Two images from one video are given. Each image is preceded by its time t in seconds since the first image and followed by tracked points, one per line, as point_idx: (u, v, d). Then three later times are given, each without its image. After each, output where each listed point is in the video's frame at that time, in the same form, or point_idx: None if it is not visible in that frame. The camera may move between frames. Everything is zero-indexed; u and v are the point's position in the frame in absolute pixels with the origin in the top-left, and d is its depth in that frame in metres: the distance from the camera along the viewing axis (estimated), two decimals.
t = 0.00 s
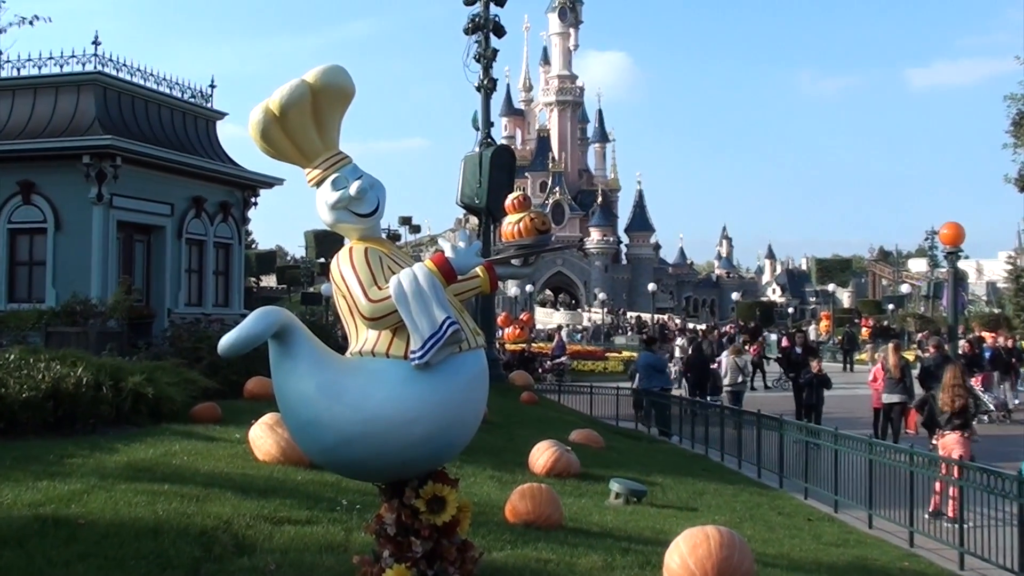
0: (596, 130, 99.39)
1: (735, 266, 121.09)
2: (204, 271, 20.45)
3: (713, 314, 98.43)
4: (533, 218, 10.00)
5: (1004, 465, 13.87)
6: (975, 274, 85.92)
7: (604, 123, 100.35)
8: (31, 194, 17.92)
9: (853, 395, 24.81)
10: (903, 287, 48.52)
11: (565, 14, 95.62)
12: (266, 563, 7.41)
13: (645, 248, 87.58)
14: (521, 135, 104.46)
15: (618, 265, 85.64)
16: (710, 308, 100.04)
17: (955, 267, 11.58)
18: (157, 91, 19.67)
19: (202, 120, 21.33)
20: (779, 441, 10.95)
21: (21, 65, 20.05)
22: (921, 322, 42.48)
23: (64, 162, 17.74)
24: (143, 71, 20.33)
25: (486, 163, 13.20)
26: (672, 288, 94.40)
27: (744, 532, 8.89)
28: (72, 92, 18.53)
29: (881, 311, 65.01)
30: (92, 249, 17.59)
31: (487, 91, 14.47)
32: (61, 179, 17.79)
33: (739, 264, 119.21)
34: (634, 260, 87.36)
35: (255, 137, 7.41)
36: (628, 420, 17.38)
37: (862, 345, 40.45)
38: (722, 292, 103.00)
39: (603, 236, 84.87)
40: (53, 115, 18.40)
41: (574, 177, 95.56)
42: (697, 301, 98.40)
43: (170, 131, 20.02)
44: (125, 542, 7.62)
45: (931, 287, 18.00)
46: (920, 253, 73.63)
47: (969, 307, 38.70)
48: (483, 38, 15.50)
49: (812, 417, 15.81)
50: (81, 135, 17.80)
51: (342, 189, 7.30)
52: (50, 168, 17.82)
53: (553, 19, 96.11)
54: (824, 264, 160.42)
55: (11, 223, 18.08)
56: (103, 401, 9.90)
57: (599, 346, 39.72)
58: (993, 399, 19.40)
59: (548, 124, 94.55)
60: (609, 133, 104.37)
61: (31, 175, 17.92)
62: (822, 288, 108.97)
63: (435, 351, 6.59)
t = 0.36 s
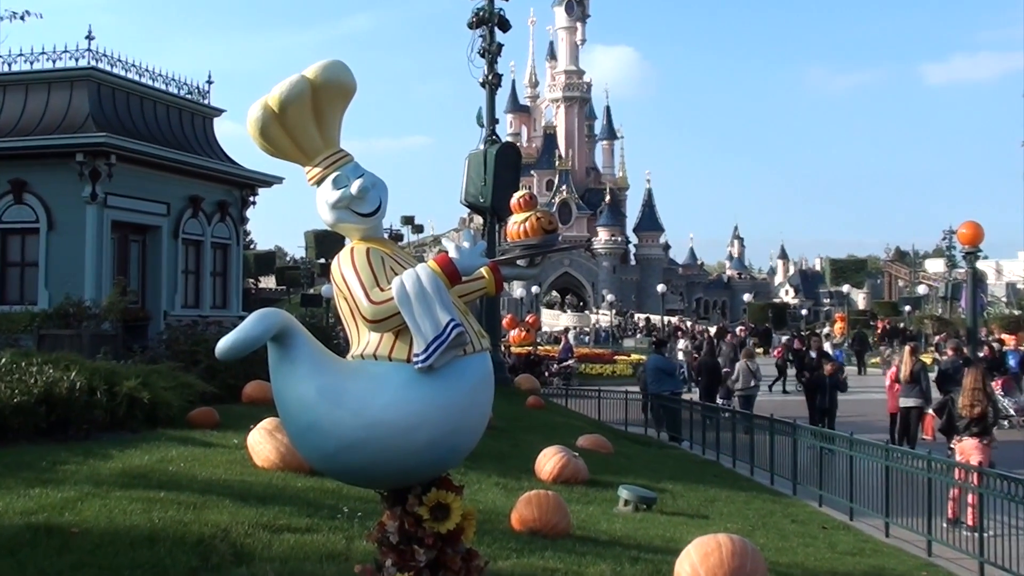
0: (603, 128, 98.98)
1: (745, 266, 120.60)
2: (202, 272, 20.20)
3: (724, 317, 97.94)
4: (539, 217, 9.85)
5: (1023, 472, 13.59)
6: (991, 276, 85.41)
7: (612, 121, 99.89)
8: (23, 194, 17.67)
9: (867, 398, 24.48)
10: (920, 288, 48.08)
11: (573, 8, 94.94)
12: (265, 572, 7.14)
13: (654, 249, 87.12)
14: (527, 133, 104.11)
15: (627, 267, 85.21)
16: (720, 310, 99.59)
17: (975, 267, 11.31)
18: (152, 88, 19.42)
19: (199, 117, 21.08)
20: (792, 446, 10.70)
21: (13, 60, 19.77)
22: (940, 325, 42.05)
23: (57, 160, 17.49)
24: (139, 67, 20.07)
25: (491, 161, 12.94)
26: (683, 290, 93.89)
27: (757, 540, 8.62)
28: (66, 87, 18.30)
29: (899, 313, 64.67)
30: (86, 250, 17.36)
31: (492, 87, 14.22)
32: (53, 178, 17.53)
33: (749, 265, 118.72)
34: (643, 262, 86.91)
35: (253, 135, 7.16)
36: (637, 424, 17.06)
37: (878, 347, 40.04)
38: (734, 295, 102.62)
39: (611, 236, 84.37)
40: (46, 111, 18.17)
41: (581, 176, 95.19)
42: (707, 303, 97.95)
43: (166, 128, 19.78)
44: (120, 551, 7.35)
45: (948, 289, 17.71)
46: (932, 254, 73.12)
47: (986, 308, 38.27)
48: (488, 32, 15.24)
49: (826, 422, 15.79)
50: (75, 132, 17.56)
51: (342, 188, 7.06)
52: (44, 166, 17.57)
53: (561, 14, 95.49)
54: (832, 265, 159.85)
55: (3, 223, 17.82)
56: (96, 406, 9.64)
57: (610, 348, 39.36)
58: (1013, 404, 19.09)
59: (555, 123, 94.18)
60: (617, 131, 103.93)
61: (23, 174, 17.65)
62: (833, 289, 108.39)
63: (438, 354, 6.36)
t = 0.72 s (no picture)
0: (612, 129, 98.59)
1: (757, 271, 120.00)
2: (199, 276, 19.95)
3: (735, 323, 97.43)
4: (546, 220, 9.65)
5: None
6: (1007, 283, 84.87)
7: (621, 122, 99.46)
8: (16, 195, 17.44)
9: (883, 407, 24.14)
10: (938, 294, 47.65)
11: (581, 6, 94.46)
12: None
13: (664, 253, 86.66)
14: (533, 134, 103.80)
15: (636, 272, 84.82)
16: (732, 316, 99.15)
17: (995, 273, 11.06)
18: (149, 88, 19.18)
19: (197, 117, 20.84)
20: (805, 457, 10.45)
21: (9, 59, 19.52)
22: (959, 332, 41.57)
23: (51, 161, 17.27)
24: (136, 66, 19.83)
25: (496, 163, 12.68)
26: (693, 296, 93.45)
27: (770, 553, 8.34)
28: (60, 86, 18.07)
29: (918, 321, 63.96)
30: (80, 253, 17.11)
31: (498, 87, 13.97)
32: (47, 179, 17.30)
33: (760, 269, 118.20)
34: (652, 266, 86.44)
35: (251, 135, 6.92)
36: (646, 434, 16.79)
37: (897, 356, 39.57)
38: (746, 300, 102.22)
39: (620, 240, 83.93)
40: (39, 111, 17.93)
41: (588, 179, 94.84)
42: (718, 309, 97.48)
43: (163, 128, 19.54)
44: (114, 564, 7.09)
45: (967, 294, 17.43)
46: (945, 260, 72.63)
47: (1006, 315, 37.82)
48: (493, 31, 14.99)
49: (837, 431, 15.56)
50: (69, 132, 17.33)
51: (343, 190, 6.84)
52: (37, 167, 17.35)
53: (569, 12, 95.01)
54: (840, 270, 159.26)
55: None
56: (90, 414, 9.40)
57: (622, 356, 39.00)
58: None
59: (563, 124, 93.82)
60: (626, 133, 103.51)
61: (16, 175, 17.43)
62: (844, 294, 107.83)
63: (442, 362, 6.14)
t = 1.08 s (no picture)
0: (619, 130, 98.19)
1: (767, 277, 119.46)
2: (194, 280, 19.69)
3: (745, 330, 96.99)
4: (551, 223, 9.42)
5: None
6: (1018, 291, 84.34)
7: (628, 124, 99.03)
8: (5, 195, 17.19)
9: (895, 417, 23.79)
10: (955, 301, 47.24)
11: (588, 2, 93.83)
12: None
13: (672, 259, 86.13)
14: (538, 135, 103.45)
15: (644, 277, 84.30)
16: (741, 322, 98.64)
17: (1013, 279, 10.78)
18: (143, 85, 18.92)
19: (192, 115, 20.60)
20: (817, 468, 10.20)
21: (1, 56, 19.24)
22: (976, 340, 41.13)
23: (42, 160, 17.01)
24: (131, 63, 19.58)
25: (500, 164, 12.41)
26: (702, 302, 93.03)
27: (780, 567, 8.06)
28: (51, 83, 17.80)
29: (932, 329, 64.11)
30: (72, 255, 16.86)
31: (503, 85, 13.72)
32: (38, 179, 17.05)
33: (768, 274, 117.65)
34: (661, 271, 85.96)
35: (248, 135, 6.70)
36: (653, 442, 16.52)
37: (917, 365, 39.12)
38: (755, 306, 101.73)
39: (626, 244, 83.49)
40: (30, 108, 17.67)
41: (595, 180, 94.46)
42: (728, 315, 97.03)
43: (157, 126, 19.29)
44: None
45: (983, 301, 17.15)
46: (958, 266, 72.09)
47: None
48: (498, 29, 14.74)
49: (843, 440, 15.35)
50: (60, 130, 17.08)
51: (343, 191, 6.60)
52: (28, 167, 17.10)
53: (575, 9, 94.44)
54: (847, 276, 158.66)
55: None
56: (81, 420, 9.15)
57: (632, 363, 38.61)
58: None
59: (569, 125, 93.45)
60: (633, 135, 103.10)
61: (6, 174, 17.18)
62: (855, 301, 107.26)
63: (445, 368, 5.89)
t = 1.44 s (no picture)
0: (625, 132, 97.80)
1: (777, 281, 118.79)
2: (187, 285, 19.44)
3: (755, 336, 96.49)
4: (554, 227, 9.18)
5: None
6: None
7: (634, 125, 98.62)
8: None
9: (909, 426, 23.44)
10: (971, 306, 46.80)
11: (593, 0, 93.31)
12: None
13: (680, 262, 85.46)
14: (542, 135, 103.01)
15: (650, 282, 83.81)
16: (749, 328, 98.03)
17: None
18: (135, 86, 18.70)
19: (185, 116, 20.37)
20: (829, 479, 9.95)
21: None
22: (993, 347, 40.66)
23: (32, 163, 16.77)
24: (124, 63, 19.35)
25: (502, 167, 12.15)
26: (710, 307, 92.56)
27: None
28: (40, 83, 17.57)
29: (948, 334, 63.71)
30: (61, 261, 16.62)
31: (504, 85, 13.50)
32: (28, 181, 16.81)
33: (777, 278, 116.97)
34: (668, 275, 85.45)
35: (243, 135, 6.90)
36: (660, 452, 16.23)
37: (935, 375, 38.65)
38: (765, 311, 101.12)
39: (633, 247, 83.00)
40: (19, 110, 17.44)
41: (599, 182, 94.05)
42: (737, 321, 96.51)
43: (149, 127, 19.06)
44: None
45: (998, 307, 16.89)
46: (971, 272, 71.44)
47: None
48: (500, 27, 14.52)
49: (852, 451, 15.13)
50: (50, 132, 16.85)
51: (341, 195, 6.81)
52: (17, 169, 16.86)
53: (579, 7, 93.98)
54: (855, 279, 157.84)
55: None
56: (71, 431, 8.91)
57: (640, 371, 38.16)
58: None
59: (573, 125, 93.07)
60: (639, 136, 102.62)
61: None
62: (866, 306, 106.59)
63: (445, 375, 6.11)
